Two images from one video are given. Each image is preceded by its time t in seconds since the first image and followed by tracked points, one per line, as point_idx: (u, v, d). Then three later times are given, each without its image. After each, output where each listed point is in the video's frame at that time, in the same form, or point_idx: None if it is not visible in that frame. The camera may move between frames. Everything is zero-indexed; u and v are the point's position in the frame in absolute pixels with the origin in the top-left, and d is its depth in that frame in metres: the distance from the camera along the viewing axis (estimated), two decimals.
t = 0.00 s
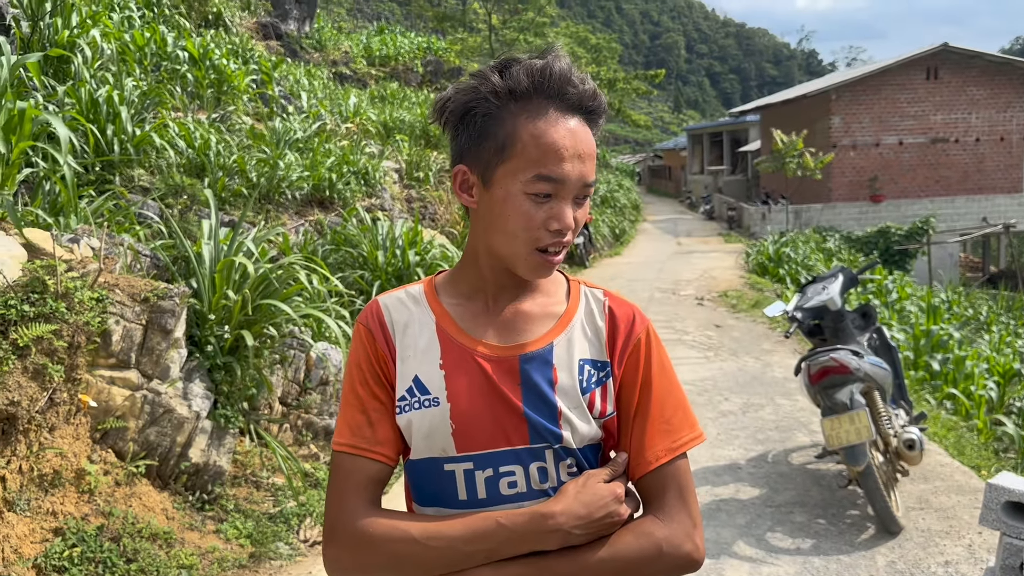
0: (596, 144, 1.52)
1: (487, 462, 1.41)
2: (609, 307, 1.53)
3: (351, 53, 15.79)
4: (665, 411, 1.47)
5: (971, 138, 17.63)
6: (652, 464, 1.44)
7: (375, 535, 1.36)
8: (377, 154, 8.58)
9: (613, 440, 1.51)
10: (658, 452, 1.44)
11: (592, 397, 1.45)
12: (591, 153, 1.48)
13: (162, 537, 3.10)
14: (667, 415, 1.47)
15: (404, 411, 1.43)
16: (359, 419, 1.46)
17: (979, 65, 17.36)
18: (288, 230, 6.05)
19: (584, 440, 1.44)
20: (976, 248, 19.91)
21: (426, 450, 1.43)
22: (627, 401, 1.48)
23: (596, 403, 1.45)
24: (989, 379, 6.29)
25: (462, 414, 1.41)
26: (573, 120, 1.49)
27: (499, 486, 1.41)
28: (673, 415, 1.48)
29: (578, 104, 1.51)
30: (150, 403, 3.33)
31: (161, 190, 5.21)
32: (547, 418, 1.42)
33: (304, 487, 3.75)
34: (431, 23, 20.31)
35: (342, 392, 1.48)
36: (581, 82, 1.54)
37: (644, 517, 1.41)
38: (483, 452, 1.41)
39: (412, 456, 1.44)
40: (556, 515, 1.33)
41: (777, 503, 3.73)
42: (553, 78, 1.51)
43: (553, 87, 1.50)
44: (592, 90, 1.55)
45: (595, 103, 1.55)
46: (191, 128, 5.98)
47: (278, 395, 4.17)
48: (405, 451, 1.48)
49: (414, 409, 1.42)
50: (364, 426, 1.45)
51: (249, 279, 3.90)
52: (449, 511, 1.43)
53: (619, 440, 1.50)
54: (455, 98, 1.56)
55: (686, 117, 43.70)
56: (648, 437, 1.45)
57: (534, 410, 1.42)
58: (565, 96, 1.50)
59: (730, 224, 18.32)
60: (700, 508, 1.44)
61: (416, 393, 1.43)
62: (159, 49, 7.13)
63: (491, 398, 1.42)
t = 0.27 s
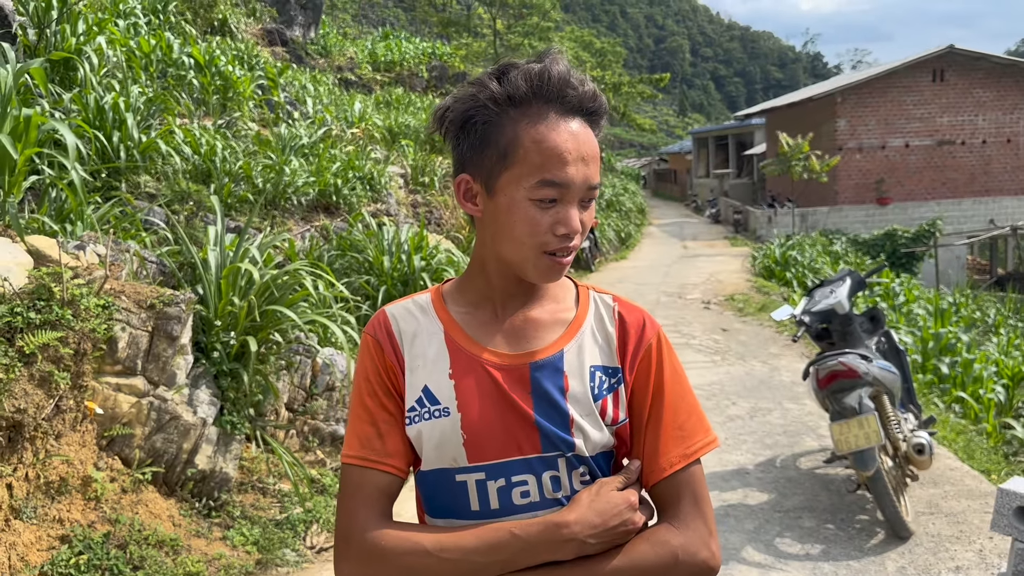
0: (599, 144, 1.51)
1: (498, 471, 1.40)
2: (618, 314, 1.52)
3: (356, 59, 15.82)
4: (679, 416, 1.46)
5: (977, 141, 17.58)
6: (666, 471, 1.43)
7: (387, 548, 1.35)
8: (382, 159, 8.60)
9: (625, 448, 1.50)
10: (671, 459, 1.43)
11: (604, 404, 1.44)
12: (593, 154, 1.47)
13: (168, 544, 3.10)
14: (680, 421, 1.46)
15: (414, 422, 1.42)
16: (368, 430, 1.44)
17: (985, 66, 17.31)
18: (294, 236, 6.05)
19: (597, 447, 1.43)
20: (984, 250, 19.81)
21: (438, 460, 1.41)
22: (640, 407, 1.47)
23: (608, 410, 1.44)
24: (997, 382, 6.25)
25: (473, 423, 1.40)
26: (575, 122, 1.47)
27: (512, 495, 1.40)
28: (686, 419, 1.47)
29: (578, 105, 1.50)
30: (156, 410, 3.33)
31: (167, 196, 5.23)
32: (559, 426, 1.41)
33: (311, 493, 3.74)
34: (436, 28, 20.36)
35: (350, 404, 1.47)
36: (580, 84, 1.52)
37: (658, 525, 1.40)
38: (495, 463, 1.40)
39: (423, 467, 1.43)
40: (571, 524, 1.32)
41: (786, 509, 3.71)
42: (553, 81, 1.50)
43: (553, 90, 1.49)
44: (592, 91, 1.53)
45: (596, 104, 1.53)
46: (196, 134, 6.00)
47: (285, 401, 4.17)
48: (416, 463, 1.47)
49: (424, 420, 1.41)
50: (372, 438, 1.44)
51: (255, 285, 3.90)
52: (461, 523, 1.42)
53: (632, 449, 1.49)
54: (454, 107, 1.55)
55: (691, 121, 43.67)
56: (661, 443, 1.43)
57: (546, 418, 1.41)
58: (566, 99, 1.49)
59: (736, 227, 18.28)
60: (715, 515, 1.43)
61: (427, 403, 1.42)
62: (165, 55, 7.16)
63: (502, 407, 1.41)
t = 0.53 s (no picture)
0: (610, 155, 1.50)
1: (508, 476, 1.39)
2: (628, 317, 1.51)
3: (360, 63, 15.85)
4: (689, 421, 1.46)
5: (982, 142, 17.54)
6: (677, 476, 1.42)
7: (397, 555, 1.34)
8: (386, 163, 8.61)
9: (635, 452, 1.49)
10: (682, 464, 1.43)
11: (614, 408, 1.44)
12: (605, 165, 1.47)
13: (172, 549, 3.09)
14: (690, 425, 1.45)
15: (423, 427, 1.42)
16: (376, 436, 1.44)
17: (989, 68, 17.28)
18: (298, 240, 6.06)
19: (606, 452, 1.42)
20: (989, 252, 19.73)
21: (447, 466, 1.41)
22: (649, 412, 1.46)
23: (617, 414, 1.44)
24: (1004, 384, 6.21)
25: (482, 429, 1.40)
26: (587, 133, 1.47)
27: (522, 500, 1.40)
28: (697, 423, 1.46)
29: (590, 116, 1.49)
30: (161, 414, 3.33)
31: (172, 201, 5.25)
32: (568, 431, 1.40)
33: (315, 497, 3.74)
34: (439, 32, 20.38)
35: (359, 409, 1.47)
36: (593, 95, 1.51)
37: (669, 530, 1.39)
38: (504, 468, 1.40)
39: (432, 473, 1.43)
40: (581, 530, 1.32)
41: (792, 512, 3.69)
42: (565, 91, 1.49)
43: (565, 101, 1.48)
44: (604, 101, 1.53)
45: (607, 114, 1.53)
46: (201, 139, 6.01)
47: (289, 405, 4.17)
48: (424, 468, 1.46)
49: (434, 425, 1.41)
50: (381, 443, 1.43)
51: (259, 290, 3.90)
52: (471, 528, 1.41)
53: (642, 453, 1.48)
54: (464, 113, 1.54)
55: (695, 124, 43.63)
56: (672, 448, 1.43)
57: (555, 423, 1.40)
58: (578, 109, 1.48)
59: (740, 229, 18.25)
60: (725, 519, 1.43)
61: (436, 408, 1.41)
62: (168, 60, 7.17)
63: (512, 413, 1.40)
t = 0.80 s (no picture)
0: (612, 156, 1.49)
1: (515, 481, 1.39)
2: (636, 321, 1.51)
3: (362, 65, 15.87)
4: (697, 426, 1.46)
5: (985, 143, 17.51)
6: (684, 480, 1.43)
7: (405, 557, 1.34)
8: (389, 165, 8.62)
9: (643, 456, 1.49)
10: (689, 468, 1.43)
11: (622, 412, 1.44)
12: (606, 168, 1.46)
13: (176, 552, 3.08)
14: (698, 429, 1.45)
15: (430, 430, 1.42)
16: (384, 439, 1.44)
17: (992, 69, 17.26)
18: (300, 242, 6.06)
19: (614, 456, 1.42)
20: (992, 254, 19.69)
21: (454, 470, 1.41)
22: (657, 416, 1.46)
23: (625, 418, 1.44)
24: (1007, 386, 6.20)
25: (491, 432, 1.39)
26: (588, 136, 1.46)
27: (530, 505, 1.39)
28: (705, 428, 1.46)
29: (592, 118, 1.48)
30: (164, 417, 3.33)
31: (175, 204, 5.25)
32: (577, 435, 1.40)
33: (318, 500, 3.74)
34: (442, 34, 20.41)
35: (366, 412, 1.46)
36: (597, 97, 1.50)
37: (677, 535, 1.39)
38: (511, 471, 1.39)
39: (439, 475, 1.42)
40: (588, 534, 1.31)
41: (796, 515, 3.68)
42: (566, 93, 1.48)
43: (567, 102, 1.47)
44: (607, 104, 1.51)
45: (610, 116, 1.51)
46: (204, 142, 6.02)
47: (292, 408, 4.17)
48: (432, 471, 1.46)
49: (441, 429, 1.40)
50: (388, 446, 1.43)
51: (262, 293, 3.91)
52: (478, 532, 1.41)
53: (650, 458, 1.48)
54: (468, 114, 1.54)
55: (697, 126, 43.59)
56: (680, 452, 1.43)
57: (563, 426, 1.40)
58: (579, 112, 1.48)
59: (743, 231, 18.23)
60: (734, 524, 1.43)
61: (443, 412, 1.41)
62: (171, 63, 7.18)
63: (519, 416, 1.40)
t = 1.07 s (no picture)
0: (573, 142, 1.47)
1: (526, 484, 1.39)
2: (644, 322, 1.51)
3: (363, 66, 15.88)
4: (706, 427, 1.46)
5: (986, 144, 17.50)
6: (693, 482, 1.43)
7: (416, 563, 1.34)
8: (389, 166, 8.62)
9: (652, 459, 1.49)
10: (699, 469, 1.43)
11: (632, 413, 1.43)
12: (560, 153, 1.44)
13: (176, 554, 3.08)
14: (707, 430, 1.45)
15: (440, 435, 1.41)
16: (393, 444, 1.44)
17: (993, 69, 17.25)
18: (301, 243, 6.06)
19: (625, 458, 1.42)
20: (994, 254, 19.67)
21: (464, 474, 1.40)
22: (667, 417, 1.46)
23: (635, 419, 1.44)
24: (1009, 387, 6.19)
25: (500, 435, 1.39)
26: (539, 124, 1.47)
27: (541, 508, 1.39)
28: (713, 429, 1.46)
29: (545, 106, 1.48)
30: (165, 419, 3.33)
31: (176, 205, 5.26)
32: (587, 436, 1.40)
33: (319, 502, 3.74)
34: (442, 35, 20.44)
35: (375, 417, 1.46)
36: (552, 86, 1.50)
37: (687, 537, 1.39)
38: (522, 475, 1.39)
39: (449, 479, 1.42)
40: (598, 539, 1.31)
41: (798, 516, 3.67)
42: (518, 86, 1.51)
43: (519, 96, 1.50)
44: (566, 91, 1.50)
45: (571, 102, 1.49)
46: (205, 143, 6.02)
47: (293, 409, 4.17)
48: (442, 476, 1.45)
49: (451, 433, 1.40)
50: (397, 452, 1.43)
51: (263, 294, 3.91)
52: (489, 536, 1.41)
53: (659, 460, 1.48)
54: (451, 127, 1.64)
55: (698, 126, 43.56)
56: (689, 454, 1.43)
57: (573, 428, 1.40)
58: (531, 102, 1.49)
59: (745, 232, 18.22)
60: (743, 525, 1.43)
61: (452, 416, 1.41)
62: (173, 64, 7.19)
63: (529, 419, 1.40)
